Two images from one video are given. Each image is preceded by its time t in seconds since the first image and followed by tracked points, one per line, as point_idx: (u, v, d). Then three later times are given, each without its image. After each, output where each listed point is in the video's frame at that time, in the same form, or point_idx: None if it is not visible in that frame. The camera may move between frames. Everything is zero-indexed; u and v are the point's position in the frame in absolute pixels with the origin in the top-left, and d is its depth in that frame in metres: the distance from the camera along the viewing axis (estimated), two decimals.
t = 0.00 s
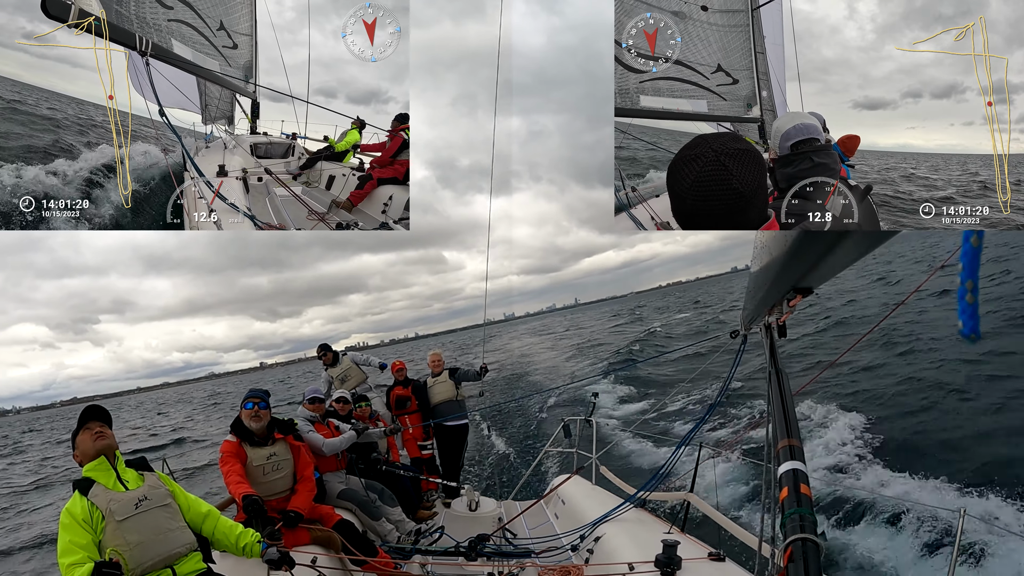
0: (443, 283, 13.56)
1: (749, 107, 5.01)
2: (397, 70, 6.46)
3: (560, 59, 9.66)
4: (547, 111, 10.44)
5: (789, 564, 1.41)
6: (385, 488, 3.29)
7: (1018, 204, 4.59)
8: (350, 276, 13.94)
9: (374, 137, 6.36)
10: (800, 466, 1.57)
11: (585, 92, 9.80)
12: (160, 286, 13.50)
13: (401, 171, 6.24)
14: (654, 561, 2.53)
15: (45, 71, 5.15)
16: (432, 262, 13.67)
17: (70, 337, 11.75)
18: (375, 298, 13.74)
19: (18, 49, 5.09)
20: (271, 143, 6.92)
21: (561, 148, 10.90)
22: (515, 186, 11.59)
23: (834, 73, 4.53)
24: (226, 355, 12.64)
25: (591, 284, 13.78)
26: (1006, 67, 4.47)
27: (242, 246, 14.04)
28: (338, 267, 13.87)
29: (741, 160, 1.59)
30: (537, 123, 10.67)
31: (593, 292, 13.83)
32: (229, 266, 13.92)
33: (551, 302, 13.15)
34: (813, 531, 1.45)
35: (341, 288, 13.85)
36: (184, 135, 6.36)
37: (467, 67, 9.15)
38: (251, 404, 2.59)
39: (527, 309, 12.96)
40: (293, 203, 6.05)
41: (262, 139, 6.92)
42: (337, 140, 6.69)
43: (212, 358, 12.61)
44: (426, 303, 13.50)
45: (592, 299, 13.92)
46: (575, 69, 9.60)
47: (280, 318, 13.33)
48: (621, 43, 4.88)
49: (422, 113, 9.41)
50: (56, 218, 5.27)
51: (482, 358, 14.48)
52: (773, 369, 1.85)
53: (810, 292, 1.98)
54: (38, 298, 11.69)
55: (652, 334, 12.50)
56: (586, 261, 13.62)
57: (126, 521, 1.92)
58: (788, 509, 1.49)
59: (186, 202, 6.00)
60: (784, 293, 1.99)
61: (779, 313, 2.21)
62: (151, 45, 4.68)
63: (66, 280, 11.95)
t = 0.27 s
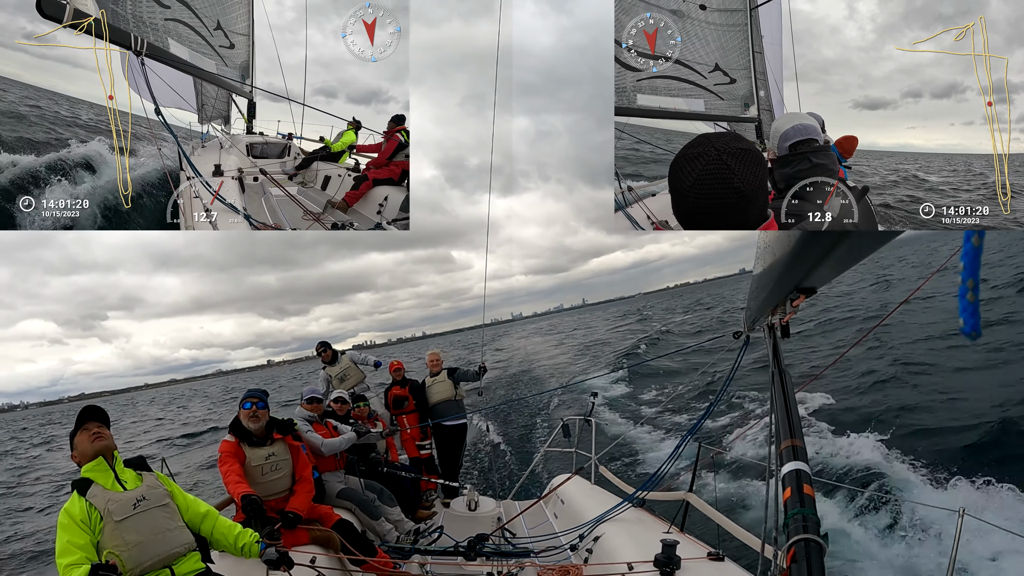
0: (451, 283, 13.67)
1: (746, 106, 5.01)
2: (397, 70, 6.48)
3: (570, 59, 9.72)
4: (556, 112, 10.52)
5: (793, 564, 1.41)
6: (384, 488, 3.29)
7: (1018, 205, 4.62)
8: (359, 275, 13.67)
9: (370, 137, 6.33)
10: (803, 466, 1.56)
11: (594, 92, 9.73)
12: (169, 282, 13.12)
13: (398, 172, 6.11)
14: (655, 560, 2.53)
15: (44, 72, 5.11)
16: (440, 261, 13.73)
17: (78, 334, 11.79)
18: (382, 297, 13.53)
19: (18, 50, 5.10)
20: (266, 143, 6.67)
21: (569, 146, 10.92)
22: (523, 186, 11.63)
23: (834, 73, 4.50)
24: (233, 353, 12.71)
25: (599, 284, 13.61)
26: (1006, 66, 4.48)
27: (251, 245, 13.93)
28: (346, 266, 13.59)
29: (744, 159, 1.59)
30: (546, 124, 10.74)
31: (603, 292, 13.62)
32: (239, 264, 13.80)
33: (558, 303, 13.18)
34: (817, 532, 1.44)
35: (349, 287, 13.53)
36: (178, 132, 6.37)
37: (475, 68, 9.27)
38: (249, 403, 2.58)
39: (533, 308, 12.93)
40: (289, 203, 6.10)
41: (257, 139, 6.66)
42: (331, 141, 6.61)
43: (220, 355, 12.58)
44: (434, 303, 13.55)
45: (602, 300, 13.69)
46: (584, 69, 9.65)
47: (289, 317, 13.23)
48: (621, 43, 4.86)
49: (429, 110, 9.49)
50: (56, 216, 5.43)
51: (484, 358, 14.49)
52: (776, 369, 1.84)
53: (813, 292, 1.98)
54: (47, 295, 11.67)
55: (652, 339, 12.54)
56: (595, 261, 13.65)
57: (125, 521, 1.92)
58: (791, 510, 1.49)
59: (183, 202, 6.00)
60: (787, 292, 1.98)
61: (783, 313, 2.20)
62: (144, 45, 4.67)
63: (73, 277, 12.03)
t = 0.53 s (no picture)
0: (453, 284, 13.18)
1: (746, 106, 4.90)
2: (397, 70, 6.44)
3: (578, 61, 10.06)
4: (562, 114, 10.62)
5: (798, 564, 1.42)
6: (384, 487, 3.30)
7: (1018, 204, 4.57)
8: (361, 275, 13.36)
9: (368, 140, 6.41)
10: (808, 466, 1.57)
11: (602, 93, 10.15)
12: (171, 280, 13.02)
13: (395, 175, 6.25)
14: (654, 560, 2.53)
15: (45, 72, 5.10)
16: (442, 262, 13.03)
17: (81, 330, 11.68)
18: (385, 297, 13.43)
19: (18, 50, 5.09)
20: (264, 144, 6.86)
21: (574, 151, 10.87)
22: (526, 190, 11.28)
23: (834, 73, 4.54)
24: (234, 351, 12.99)
25: (601, 286, 13.44)
26: (1006, 66, 4.48)
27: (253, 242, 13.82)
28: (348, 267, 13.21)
29: (748, 160, 1.59)
30: (550, 126, 10.72)
31: (604, 294, 13.48)
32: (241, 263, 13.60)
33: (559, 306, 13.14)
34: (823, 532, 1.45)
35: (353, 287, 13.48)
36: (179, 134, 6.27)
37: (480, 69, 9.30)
38: (249, 403, 2.59)
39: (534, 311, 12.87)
40: (285, 204, 6.18)
41: (255, 141, 6.87)
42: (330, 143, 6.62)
43: (222, 353, 12.90)
44: (436, 304, 13.36)
45: (603, 304, 13.59)
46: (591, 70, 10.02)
47: (289, 316, 13.47)
48: (620, 44, 4.87)
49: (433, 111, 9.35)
50: (54, 218, 5.27)
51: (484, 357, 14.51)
52: (782, 369, 1.85)
53: (819, 292, 1.97)
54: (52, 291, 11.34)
55: (651, 344, 12.59)
56: (599, 264, 13.28)
57: (125, 522, 1.92)
58: (796, 510, 1.50)
59: (182, 202, 6.06)
60: (792, 292, 1.98)
61: (788, 315, 2.19)
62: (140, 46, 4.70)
63: (77, 272, 11.73)
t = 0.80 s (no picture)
0: (448, 287, 13.47)
1: (750, 106, 4.97)
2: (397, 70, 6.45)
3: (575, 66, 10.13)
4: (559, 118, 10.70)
5: (795, 564, 1.42)
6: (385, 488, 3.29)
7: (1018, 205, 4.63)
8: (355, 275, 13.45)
9: (370, 143, 6.45)
10: (806, 466, 1.56)
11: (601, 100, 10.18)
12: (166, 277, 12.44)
13: (397, 178, 6.17)
14: (654, 560, 2.53)
15: (45, 72, 5.11)
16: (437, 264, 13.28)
17: (73, 327, 11.01)
18: (378, 299, 13.45)
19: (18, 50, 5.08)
20: (266, 146, 6.77)
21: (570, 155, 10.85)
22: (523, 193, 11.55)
23: (834, 73, 4.53)
24: (227, 351, 12.74)
25: (595, 291, 13.19)
26: (1006, 66, 4.48)
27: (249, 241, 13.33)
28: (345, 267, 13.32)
29: (752, 160, 1.59)
30: (546, 129, 10.84)
31: (600, 298, 13.25)
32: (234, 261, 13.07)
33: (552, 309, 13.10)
34: (819, 532, 1.46)
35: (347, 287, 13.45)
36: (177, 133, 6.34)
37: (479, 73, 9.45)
38: (249, 404, 2.58)
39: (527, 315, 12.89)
40: (287, 207, 6.08)
41: (257, 142, 6.76)
42: (332, 145, 6.82)
43: (214, 353, 12.64)
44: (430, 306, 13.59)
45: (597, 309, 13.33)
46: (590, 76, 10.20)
47: (283, 316, 13.12)
48: (620, 45, 4.88)
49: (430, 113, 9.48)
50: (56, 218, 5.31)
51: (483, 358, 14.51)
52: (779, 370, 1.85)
53: (817, 293, 1.97)
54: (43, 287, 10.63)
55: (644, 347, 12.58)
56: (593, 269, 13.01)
57: (126, 522, 1.93)
58: (794, 510, 1.50)
59: (183, 203, 6.09)
60: (791, 292, 1.98)
61: (786, 315, 2.20)
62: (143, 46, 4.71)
63: (71, 269, 11.01)
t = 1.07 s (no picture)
0: (440, 291, 13.43)
1: (755, 109, 4.58)
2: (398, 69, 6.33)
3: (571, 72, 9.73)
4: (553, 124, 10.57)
5: (785, 564, 1.41)
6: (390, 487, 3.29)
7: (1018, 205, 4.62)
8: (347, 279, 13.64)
9: (375, 146, 6.46)
10: (795, 466, 1.57)
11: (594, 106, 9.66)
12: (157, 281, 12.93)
13: (401, 182, 6.44)
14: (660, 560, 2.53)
15: (45, 72, 5.17)
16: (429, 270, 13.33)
17: (64, 329, 11.75)
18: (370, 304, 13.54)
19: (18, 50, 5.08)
20: (271, 149, 6.93)
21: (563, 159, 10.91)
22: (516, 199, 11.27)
23: (834, 73, 4.55)
24: (219, 354, 12.68)
25: (587, 297, 13.30)
26: (1006, 66, 4.51)
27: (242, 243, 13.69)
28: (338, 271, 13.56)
29: (751, 160, 1.59)
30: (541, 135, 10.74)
31: (591, 304, 13.41)
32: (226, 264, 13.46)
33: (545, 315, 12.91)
34: (810, 531, 1.44)
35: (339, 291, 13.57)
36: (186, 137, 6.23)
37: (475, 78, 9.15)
38: (255, 404, 2.58)
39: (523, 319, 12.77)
40: (291, 211, 6.26)
41: (262, 145, 6.89)
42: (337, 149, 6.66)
43: (206, 356, 12.59)
44: (423, 311, 13.45)
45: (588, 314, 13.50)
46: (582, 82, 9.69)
47: (275, 320, 13.19)
48: (621, 44, 4.90)
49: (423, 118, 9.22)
50: (53, 217, 5.23)
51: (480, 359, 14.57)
52: (769, 369, 1.87)
53: (806, 293, 1.98)
54: (35, 289, 11.56)
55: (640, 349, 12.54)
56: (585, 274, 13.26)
57: (134, 523, 1.93)
58: (784, 510, 1.49)
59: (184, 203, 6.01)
60: (779, 293, 1.99)
61: (776, 315, 2.20)
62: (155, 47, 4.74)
63: (63, 270, 11.86)
